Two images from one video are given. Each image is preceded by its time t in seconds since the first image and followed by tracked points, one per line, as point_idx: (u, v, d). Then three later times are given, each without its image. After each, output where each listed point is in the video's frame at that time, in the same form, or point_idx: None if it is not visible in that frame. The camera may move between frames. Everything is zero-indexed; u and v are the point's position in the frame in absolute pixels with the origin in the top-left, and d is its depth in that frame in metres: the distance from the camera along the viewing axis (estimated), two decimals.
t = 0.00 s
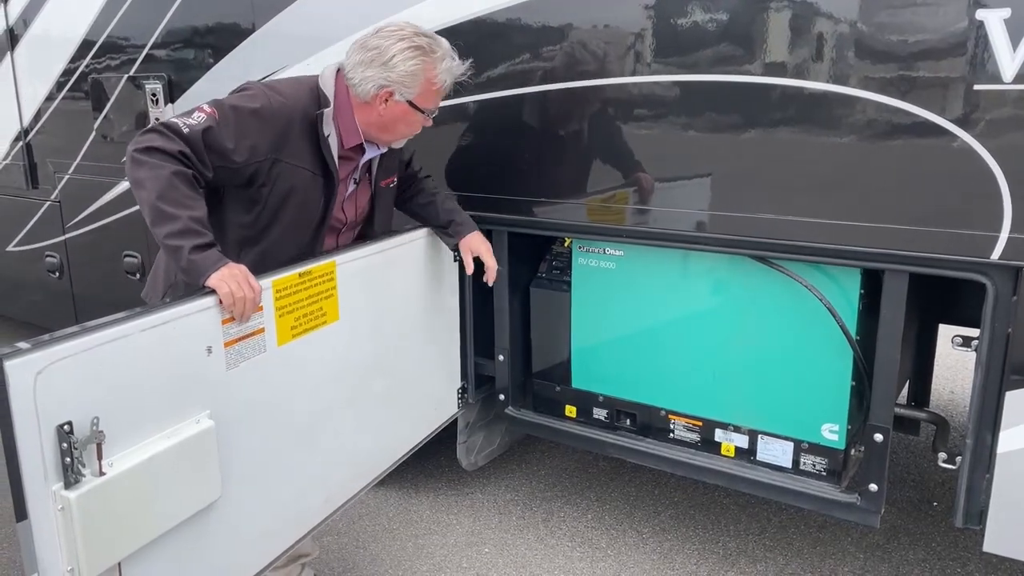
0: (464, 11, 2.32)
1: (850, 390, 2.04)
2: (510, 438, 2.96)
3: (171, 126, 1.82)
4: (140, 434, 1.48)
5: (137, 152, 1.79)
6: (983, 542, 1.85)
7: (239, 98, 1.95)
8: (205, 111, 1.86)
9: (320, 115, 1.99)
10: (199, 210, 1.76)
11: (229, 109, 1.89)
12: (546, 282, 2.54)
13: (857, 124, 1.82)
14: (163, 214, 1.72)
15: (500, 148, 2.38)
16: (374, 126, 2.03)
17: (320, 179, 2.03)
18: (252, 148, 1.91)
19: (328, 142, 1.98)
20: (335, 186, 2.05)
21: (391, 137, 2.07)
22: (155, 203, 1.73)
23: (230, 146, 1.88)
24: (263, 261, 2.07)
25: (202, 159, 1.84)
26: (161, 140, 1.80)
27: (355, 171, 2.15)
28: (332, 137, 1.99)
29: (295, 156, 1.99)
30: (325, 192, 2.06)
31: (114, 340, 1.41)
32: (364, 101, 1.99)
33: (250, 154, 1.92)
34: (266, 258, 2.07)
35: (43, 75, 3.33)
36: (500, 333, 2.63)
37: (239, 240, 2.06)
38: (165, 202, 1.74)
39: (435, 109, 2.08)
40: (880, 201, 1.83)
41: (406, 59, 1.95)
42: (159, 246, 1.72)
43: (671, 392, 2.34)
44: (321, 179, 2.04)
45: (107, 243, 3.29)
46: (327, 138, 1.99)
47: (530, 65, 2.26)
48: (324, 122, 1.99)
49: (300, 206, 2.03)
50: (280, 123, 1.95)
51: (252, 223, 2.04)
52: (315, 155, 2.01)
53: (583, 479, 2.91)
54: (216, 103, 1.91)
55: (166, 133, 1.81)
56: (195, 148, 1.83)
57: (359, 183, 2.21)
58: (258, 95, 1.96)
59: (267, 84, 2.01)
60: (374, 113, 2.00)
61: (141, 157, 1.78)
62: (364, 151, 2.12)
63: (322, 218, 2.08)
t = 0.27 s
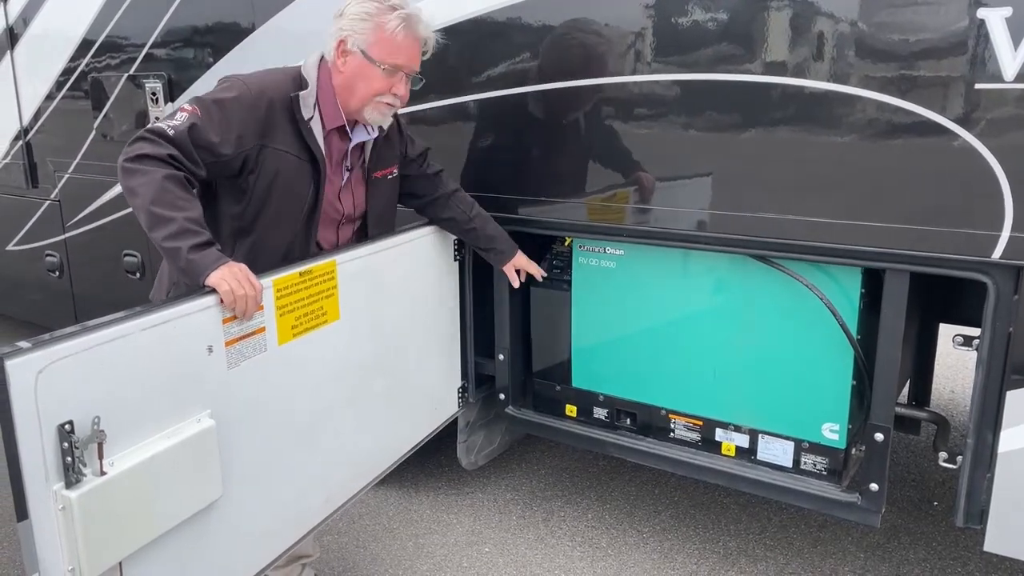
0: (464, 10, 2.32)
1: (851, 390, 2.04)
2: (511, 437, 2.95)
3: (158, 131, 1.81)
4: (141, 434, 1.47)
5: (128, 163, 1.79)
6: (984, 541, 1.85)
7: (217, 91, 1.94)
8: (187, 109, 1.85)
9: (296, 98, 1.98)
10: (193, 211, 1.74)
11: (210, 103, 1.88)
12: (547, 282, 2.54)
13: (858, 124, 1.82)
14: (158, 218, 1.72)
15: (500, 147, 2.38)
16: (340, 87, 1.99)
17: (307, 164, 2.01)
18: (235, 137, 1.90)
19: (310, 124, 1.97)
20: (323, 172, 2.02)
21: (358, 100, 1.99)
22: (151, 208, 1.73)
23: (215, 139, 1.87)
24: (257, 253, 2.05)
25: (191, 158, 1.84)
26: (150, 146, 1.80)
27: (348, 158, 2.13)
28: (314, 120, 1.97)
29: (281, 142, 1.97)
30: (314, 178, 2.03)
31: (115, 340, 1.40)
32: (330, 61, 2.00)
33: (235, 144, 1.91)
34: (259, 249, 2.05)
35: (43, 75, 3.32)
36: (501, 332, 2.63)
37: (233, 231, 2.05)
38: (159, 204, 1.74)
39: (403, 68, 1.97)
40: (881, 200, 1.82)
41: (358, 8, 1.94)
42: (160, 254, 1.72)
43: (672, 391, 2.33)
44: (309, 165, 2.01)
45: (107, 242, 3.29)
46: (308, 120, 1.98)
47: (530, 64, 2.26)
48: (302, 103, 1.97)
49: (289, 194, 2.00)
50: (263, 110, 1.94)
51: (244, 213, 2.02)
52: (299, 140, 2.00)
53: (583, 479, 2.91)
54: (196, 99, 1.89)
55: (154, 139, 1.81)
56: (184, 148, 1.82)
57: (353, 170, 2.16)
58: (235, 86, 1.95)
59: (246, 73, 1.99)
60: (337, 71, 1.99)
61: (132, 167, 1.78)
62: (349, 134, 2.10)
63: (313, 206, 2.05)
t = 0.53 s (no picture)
0: (464, 10, 2.32)
1: (851, 390, 2.04)
2: (510, 437, 2.95)
3: (159, 128, 1.82)
4: (140, 434, 1.47)
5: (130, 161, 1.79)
6: (984, 541, 1.85)
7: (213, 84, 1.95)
8: (186, 104, 1.87)
9: (284, 85, 1.98)
10: (192, 208, 1.75)
11: (207, 96, 1.90)
12: (547, 282, 2.54)
13: (858, 123, 1.81)
14: (159, 216, 1.72)
15: (500, 147, 2.38)
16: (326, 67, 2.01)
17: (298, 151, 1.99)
18: (231, 126, 1.91)
19: (301, 112, 1.97)
20: (311, 160, 1.99)
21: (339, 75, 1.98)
22: (151, 207, 1.73)
23: (212, 130, 1.88)
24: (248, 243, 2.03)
25: (191, 152, 1.84)
26: (151, 143, 1.81)
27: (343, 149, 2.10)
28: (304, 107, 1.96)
29: (272, 129, 1.96)
30: (304, 167, 2.00)
31: (113, 340, 1.40)
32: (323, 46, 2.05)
33: (231, 133, 1.91)
34: (250, 239, 2.02)
35: (43, 74, 3.32)
36: (501, 332, 2.63)
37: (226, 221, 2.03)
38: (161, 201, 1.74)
39: (383, 42, 1.96)
40: (881, 200, 1.82)
41: None
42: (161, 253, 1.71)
43: (671, 390, 2.33)
44: (299, 153, 1.99)
45: (108, 242, 3.29)
46: (297, 108, 1.96)
47: (530, 64, 2.25)
48: (292, 90, 1.97)
49: (279, 181, 1.98)
50: (259, 100, 1.95)
51: (234, 201, 2.00)
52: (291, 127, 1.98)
53: (583, 479, 2.91)
54: (194, 93, 1.91)
55: (156, 138, 1.82)
56: (184, 142, 1.83)
57: (348, 163, 2.12)
58: (229, 77, 1.96)
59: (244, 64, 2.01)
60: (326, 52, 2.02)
61: (134, 165, 1.79)
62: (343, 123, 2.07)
63: (303, 194, 2.02)
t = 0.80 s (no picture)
0: (463, 10, 2.32)
1: (850, 389, 2.04)
2: (509, 437, 2.95)
3: (158, 127, 1.84)
4: (135, 434, 1.47)
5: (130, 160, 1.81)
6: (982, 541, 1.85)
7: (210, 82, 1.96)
8: (184, 102, 1.88)
9: (280, 82, 1.98)
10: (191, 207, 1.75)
11: (205, 94, 1.91)
12: (546, 282, 2.54)
13: (857, 123, 1.81)
14: (158, 214, 1.73)
15: (499, 147, 2.38)
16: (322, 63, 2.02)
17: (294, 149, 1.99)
18: (228, 123, 1.91)
19: (297, 109, 1.97)
20: (307, 158, 1.99)
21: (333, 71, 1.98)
22: (151, 206, 1.74)
23: (209, 127, 1.88)
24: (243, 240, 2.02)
25: (190, 150, 1.85)
26: (151, 142, 1.82)
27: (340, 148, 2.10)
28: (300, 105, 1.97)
29: (268, 126, 1.97)
30: (300, 164, 2.00)
31: (107, 339, 1.40)
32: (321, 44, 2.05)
33: (228, 130, 1.92)
34: (245, 236, 2.01)
35: (43, 74, 3.32)
36: (500, 332, 2.63)
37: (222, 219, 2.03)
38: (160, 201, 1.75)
39: (379, 39, 1.97)
40: (879, 200, 1.82)
41: None
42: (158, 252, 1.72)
43: (670, 389, 2.33)
44: (295, 150, 1.99)
45: (107, 242, 3.29)
46: (292, 106, 1.97)
47: (529, 63, 2.25)
48: (286, 88, 1.97)
49: (275, 178, 1.98)
50: (257, 98, 1.96)
51: (230, 198, 2.00)
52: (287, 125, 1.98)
53: (582, 479, 2.91)
54: (192, 91, 1.92)
55: (156, 137, 1.83)
56: (182, 140, 1.84)
57: (344, 162, 2.12)
58: (226, 74, 1.97)
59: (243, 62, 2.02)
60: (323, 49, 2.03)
61: (135, 164, 1.80)
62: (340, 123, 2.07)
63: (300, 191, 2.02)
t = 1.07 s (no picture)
0: (463, 10, 2.32)
1: (848, 389, 2.04)
2: (509, 437, 2.96)
3: (145, 130, 1.83)
4: (130, 433, 1.48)
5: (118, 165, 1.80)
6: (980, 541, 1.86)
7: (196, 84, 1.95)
8: (171, 104, 1.88)
9: (269, 83, 1.99)
10: (183, 209, 1.75)
11: (192, 96, 1.90)
12: (545, 282, 2.54)
13: (857, 123, 1.81)
14: (150, 217, 1.73)
15: (498, 147, 2.38)
16: (319, 74, 1.97)
17: (287, 149, 2.00)
18: (217, 124, 1.91)
19: (287, 109, 1.98)
20: (300, 157, 2.00)
21: (333, 88, 1.96)
22: (143, 209, 1.73)
23: (198, 129, 1.88)
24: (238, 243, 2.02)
25: (179, 153, 1.85)
26: (138, 145, 1.81)
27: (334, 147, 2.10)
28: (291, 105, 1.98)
29: (259, 126, 1.97)
30: (293, 163, 2.01)
31: (103, 339, 1.40)
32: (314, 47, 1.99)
33: (217, 132, 1.92)
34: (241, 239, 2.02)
35: (43, 74, 3.32)
36: (499, 332, 2.63)
37: (216, 221, 2.03)
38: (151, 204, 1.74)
39: (382, 62, 1.95)
40: (878, 200, 1.83)
41: None
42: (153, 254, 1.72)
43: (668, 390, 2.34)
44: (288, 150, 2.00)
45: (107, 241, 3.29)
46: (282, 105, 1.97)
47: (528, 63, 2.26)
48: (276, 87, 1.97)
49: (269, 179, 1.99)
50: (245, 99, 1.96)
51: (223, 200, 2.00)
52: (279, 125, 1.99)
53: (581, 478, 2.92)
54: (179, 93, 1.91)
55: (143, 141, 1.82)
56: (171, 143, 1.83)
57: (338, 161, 2.12)
58: (212, 76, 1.96)
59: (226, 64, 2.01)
60: (318, 58, 1.97)
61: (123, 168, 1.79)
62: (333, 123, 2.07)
63: (293, 192, 2.03)
